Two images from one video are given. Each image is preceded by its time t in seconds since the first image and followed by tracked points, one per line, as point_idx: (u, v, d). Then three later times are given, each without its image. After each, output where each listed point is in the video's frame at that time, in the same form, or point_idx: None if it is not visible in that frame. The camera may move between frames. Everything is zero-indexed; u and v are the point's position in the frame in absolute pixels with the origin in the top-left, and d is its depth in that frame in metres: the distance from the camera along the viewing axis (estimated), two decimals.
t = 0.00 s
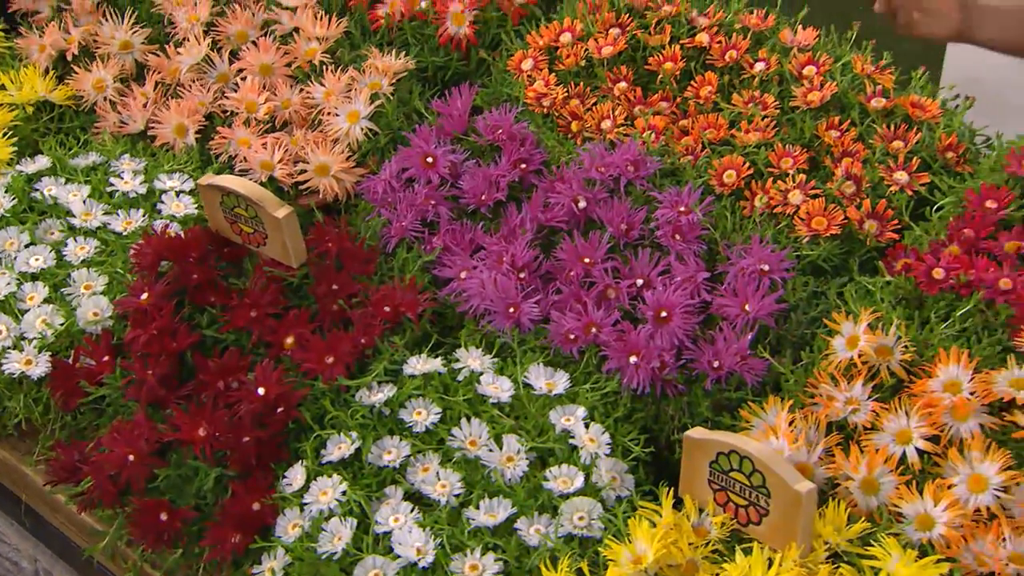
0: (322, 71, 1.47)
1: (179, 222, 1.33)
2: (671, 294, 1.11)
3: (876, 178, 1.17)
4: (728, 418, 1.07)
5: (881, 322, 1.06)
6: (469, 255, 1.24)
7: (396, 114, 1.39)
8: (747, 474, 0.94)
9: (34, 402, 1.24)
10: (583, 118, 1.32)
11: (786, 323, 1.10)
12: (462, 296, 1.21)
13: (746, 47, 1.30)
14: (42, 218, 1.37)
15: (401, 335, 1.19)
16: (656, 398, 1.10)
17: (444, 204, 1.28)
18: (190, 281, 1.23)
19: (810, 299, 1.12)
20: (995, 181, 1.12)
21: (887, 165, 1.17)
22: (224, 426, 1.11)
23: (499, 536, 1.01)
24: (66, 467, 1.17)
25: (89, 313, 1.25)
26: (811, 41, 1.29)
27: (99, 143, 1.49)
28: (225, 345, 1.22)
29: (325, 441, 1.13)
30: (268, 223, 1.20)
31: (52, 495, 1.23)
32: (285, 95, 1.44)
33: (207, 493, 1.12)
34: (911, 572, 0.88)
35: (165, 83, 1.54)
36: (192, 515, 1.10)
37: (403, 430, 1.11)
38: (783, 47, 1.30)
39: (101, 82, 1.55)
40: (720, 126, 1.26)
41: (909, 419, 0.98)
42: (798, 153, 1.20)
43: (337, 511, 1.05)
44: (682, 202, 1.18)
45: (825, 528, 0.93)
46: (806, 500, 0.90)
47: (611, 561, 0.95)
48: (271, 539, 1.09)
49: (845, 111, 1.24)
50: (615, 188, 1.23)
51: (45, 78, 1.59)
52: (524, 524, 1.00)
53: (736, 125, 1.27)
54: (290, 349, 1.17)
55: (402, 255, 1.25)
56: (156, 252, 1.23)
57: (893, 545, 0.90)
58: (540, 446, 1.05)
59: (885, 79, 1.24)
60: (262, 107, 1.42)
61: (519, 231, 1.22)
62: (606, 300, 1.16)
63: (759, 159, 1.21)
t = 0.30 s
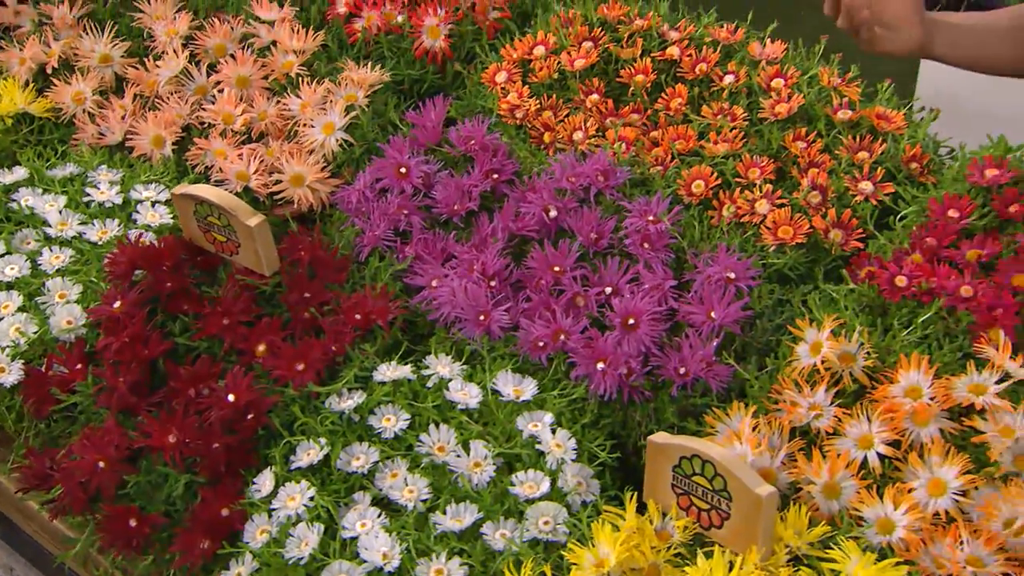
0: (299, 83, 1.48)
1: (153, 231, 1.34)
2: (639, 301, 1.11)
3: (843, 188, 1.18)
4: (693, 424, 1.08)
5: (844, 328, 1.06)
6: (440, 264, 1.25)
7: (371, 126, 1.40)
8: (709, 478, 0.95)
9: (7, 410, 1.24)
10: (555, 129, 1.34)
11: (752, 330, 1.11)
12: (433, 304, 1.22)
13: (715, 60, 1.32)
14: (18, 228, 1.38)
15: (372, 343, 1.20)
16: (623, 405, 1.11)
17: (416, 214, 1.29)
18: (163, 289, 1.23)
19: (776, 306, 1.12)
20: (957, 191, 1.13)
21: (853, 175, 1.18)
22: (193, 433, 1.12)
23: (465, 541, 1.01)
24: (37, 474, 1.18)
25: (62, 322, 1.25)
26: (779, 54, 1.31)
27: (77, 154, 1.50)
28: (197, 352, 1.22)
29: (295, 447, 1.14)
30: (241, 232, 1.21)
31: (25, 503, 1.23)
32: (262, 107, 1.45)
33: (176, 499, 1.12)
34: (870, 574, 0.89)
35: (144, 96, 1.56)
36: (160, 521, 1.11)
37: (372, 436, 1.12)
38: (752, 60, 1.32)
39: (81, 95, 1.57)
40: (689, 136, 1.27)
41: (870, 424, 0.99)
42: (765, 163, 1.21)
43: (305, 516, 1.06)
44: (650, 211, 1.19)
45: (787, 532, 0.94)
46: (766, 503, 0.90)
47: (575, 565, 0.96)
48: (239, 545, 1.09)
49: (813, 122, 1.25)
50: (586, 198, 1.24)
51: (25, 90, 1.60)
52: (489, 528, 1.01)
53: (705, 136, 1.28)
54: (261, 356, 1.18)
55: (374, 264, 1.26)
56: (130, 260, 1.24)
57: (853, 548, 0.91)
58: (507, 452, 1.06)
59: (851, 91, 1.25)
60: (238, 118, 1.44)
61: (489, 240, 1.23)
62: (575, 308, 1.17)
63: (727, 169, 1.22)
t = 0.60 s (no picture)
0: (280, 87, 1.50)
1: (133, 232, 1.35)
2: (611, 301, 1.12)
3: (812, 191, 1.19)
4: (664, 422, 1.08)
5: (812, 327, 1.07)
6: (416, 265, 1.26)
7: (350, 129, 1.41)
8: (675, 475, 0.96)
9: None
10: (532, 132, 1.35)
11: (722, 330, 1.11)
12: (408, 304, 1.23)
13: (691, 65, 1.33)
14: None
15: (347, 342, 1.20)
16: (595, 404, 1.11)
17: (394, 215, 1.30)
18: (141, 289, 1.24)
19: (746, 306, 1.14)
20: (926, 193, 1.14)
21: (824, 178, 1.19)
22: (168, 431, 1.13)
23: (435, 537, 1.02)
24: (13, 472, 1.18)
25: (41, 321, 1.26)
26: (753, 59, 1.32)
27: (59, 157, 1.52)
28: (174, 352, 1.23)
29: (269, 446, 1.15)
30: (218, 233, 1.23)
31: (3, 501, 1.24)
32: (243, 111, 1.46)
33: (150, 497, 1.13)
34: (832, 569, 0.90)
35: (127, 100, 1.57)
36: (133, 518, 1.12)
37: (345, 435, 1.12)
38: (726, 65, 1.33)
39: (64, 99, 1.59)
40: (664, 140, 1.28)
41: (836, 422, 1.00)
42: (738, 166, 1.22)
43: (277, 513, 1.06)
44: (623, 213, 1.20)
45: (752, 528, 0.94)
46: (731, 498, 0.91)
47: (542, 561, 0.96)
48: (211, 542, 1.10)
49: (785, 126, 1.26)
50: (561, 200, 1.25)
51: (9, 94, 1.62)
52: (459, 525, 1.02)
53: (680, 139, 1.29)
54: (236, 355, 1.19)
55: (351, 265, 1.27)
56: (108, 260, 1.25)
57: (816, 543, 0.92)
58: (478, 450, 1.07)
59: (823, 96, 1.26)
60: (219, 122, 1.45)
61: (465, 241, 1.24)
62: (548, 308, 1.18)
63: (700, 171, 1.23)
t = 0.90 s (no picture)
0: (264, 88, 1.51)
1: (115, 230, 1.36)
2: (585, 297, 1.13)
3: (786, 189, 1.19)
4: (636, 417, 1.09)
5: (783, 323, 1.08)
6: (394, 262, 1.27)
7: (332, 129, 1.42)
8: (643, 467, 0.97)
9: None
10: (511, 132, 1.36)
11: (694, 326, 1.12)
12: (385, 301, 1.23)
13: (668, 66, 1.34)
14: None
15: (324, 338, 1.21)
16: (568, 399, 1.12)
17: (373, 213, 1.30)
18: (121, 286, 1.25)
19: (719, 303, 1.14)
20: (897, 192, 1.15)
21: (798, 177, 1.20)
22: (144, 424, 1.14)
23: (407, 530, 1.03)
24: None
25: (20, 317, 1.27)
26: (729, 61, 1.33)
27: (44, 156, 1.53)
28: (152, 347, 1.24)
29: (245, 439, 1.15)
30: (197, 229, 1.24)
31: None
32: (226, 111, 1.48)
33: (126, 490, 1.14)
34: (797, 559, 0.91)
35: (113, 101, 1.59)
36: (108, 511, 1.13)
37: (321, 429, 1.13)
38: (703, 66, 1.34)
39: (51, 99, 1.60)
40: (641, 140, 1.29)
41: (805, 416, 1.01)
42: (713, 165, 1.23)
43: (250, 506, 1.07)
44: (599, 210, 1.21)
45: (719, 520, 0.95)
46: (698, 490, 0.92)
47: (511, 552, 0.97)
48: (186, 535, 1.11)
49: (760, 126, 1.27)
50: (538, 198, 1.26)
51: None
52: (431, 517, 1.02)
53: (656, 139, 1.30)
54: (214, 350, 1.19)
55: (329, 262, 1.28)
56: (89, 257, 1.26)
57: (782, 534, 0.92)
58: (451, 443, 1.07)
59: (798, 96, 1.27)
60: (203, 121, 1.46)
61: (443, 239, 1.25)
62: (523, 304, 1.18)
63: (676, 170, 1.24)
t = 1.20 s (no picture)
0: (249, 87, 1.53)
1: (99, 225, 1.37)
2: (561, 291, 1.14)
3: (761, 186, 1.20)
4: (610, 410, 1.10)
5: (755, 317, 1.09)
6: (374, 257, 1.27)
7: (316, 127, 1.43)
8: (613, 457, 0.97)
9: None
10: (492, 130, 1.37)
11: (668, 320, 1.13)
12: (365, 295, 1.24)
13: (649, 66, 1.35)
14: None
15: (303, 332, 1.22)
16: (544, 392, 1.12)
17: (354, 209, 1.31)
18: (101, 279, 1.26)
19: (693, 298, 1.15)
20: (871, 189, 1.16)
21: (773, 173, 1.21)
22: (121, 416, 1.15)
23: (379, 521, 1.03)
24: None
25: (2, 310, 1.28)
26: (707, 61, 1.33)
27: (31, 154, 1.54)
28: (132, 340, 1.25)
29: (222, 431, 1.16)
30: (178, 224, 1.26)
31: None
32: (211, 109, 1.49)
33: (102, 481, 1.15)
34: (764, 548, 0.91)
35: (100, 99, 1.60)
36: (85, 502, 1.14)
37: (297, 421, 1.14)
38: (682, 66, 1.35)
39: (38, 98, 1.61)
40: (620, 137, 1.30)
41: (776, 408, 1.01)
42: (690, 162, 1.23)
43: (224, 497, 1.08)
44: (577, 206, 1.21)
45: (687, 510, 0.96)
46: (665, 480, 0.92)
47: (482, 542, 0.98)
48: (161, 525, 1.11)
49: (737, 124, 1.28)
50: (517, 195, 1.27)
51: None
52: (403, 508, 1.03)
53: (635, 137, 1.31)
54: (193, 343, 1.20)
55: (310, 257, 1.28)
56: (71, 251, 1.27)
57: (749, 524, 0.93)
58: (426, 435, 1.08)
59: (776, 95, 1.28)
60: (188, 119, 1.47)
61: (422, 235, 1.26)
62: (501, 299, 1.19)
63: (654, 167, 1.24)
